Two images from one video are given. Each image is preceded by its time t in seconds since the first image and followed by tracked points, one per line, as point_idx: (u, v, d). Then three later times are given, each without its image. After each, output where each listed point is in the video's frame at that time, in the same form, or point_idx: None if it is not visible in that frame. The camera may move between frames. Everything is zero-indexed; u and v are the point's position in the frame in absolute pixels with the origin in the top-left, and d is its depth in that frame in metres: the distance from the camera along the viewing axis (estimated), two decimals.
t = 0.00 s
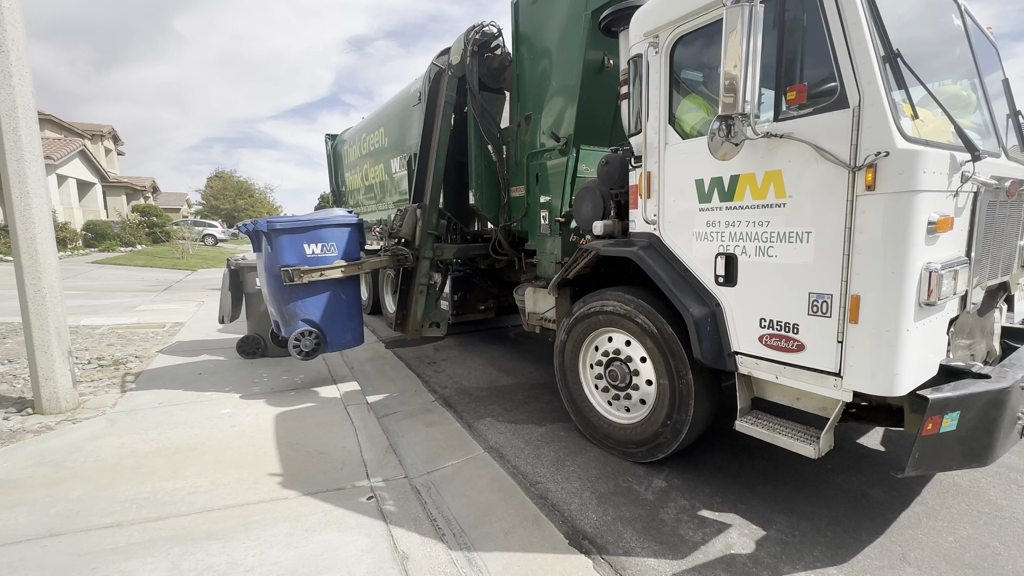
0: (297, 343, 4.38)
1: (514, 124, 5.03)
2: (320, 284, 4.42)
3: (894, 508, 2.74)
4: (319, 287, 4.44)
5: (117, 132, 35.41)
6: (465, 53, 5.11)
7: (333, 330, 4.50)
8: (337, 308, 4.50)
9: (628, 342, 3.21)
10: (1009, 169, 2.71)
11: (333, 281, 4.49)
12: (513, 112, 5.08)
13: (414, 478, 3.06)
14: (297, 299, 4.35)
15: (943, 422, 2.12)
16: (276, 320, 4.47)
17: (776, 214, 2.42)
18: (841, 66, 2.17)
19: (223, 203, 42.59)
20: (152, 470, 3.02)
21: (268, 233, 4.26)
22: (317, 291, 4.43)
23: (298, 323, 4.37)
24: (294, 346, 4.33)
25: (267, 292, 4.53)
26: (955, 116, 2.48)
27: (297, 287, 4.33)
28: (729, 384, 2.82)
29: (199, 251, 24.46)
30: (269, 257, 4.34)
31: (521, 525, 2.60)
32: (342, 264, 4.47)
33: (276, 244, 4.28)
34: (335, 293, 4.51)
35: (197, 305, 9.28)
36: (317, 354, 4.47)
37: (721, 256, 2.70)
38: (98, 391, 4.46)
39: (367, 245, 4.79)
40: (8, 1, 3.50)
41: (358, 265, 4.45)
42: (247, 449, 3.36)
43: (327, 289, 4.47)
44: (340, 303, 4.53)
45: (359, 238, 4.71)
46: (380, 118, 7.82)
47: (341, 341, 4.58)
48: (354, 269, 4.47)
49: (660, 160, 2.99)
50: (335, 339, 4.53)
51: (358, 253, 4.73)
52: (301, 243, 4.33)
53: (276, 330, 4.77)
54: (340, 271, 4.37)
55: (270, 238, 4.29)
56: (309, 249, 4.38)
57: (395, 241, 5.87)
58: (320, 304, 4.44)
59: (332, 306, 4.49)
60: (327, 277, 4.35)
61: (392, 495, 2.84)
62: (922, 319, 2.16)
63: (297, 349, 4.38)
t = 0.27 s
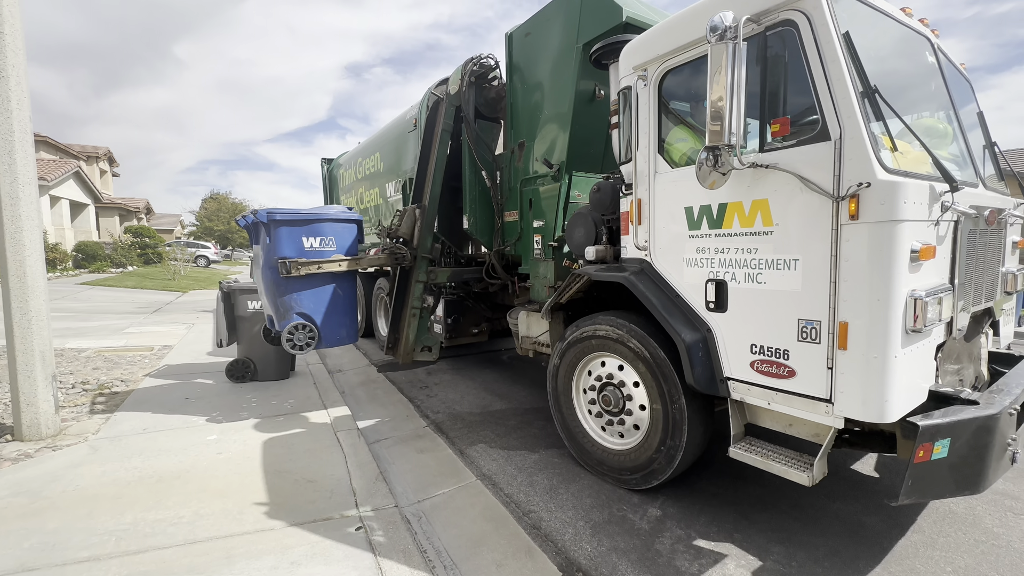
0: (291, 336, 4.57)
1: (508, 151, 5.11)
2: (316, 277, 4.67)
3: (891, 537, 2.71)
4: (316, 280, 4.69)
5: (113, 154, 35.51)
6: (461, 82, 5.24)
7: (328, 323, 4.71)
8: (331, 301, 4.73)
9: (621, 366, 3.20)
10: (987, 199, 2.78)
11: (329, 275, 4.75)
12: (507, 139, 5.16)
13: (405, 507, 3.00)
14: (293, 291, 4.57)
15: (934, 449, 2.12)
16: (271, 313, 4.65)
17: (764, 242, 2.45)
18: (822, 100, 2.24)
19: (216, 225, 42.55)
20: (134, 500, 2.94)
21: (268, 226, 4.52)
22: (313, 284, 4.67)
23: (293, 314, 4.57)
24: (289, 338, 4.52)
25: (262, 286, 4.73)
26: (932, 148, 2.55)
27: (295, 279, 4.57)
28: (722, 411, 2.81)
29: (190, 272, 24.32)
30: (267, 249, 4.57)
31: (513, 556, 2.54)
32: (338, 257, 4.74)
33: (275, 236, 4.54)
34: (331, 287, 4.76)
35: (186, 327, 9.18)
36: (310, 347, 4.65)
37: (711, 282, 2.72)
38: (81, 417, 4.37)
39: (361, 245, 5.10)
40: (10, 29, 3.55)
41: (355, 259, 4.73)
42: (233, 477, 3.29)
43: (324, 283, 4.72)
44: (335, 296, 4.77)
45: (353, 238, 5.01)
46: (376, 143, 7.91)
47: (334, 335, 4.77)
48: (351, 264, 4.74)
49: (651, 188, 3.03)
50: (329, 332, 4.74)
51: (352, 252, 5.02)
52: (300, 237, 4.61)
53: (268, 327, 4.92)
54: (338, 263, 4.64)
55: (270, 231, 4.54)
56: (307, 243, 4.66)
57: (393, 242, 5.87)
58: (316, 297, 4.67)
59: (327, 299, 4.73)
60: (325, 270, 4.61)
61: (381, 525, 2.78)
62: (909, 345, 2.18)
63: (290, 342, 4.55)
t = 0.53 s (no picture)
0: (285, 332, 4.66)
1: (500, 179, 5.17)
2: (312, 274, 4.78)
3: (888, 570, 2.68)
4: (312, 277, 4.79)
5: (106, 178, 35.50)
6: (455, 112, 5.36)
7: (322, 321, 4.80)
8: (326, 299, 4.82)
9: (613, 394, 3.18)
10: (966, 229, 2.85)
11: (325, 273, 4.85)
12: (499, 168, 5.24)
13: (393, 542, 2.92)
14: (290, 287, 4.68)
15: (926, 477, 2.12)
16: (268, 310, 4.77)
17: (751, 270, 2.48)
18: (802, 134, 2.31)
19: (207, 249, 42.36)
20: (110, 537, 2.84)
21: (267, 222, 4.64)
22: (309, 281, 4.77)
23: (288, 311, 4.68)
24: (283, 334, 4.62)
25: (260, 282, 4.86)
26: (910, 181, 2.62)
27: (291, 275, 4.67)
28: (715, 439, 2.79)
29: (179, 297, 24.07)
30: (265, 244, 4.69)
31: None
32: (334, 255, 4.85)
33: (274, 232, 4.67)
34: (326, 285, 4.86)
35: (173, 353, 9.04)
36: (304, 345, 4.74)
37: (701, 309, 2.74)
38: (59, 448, 4.25)
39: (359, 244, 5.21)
40: (9, 58, 3.58)
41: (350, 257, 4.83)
42: (216, 511, 3.19)
43: (320, 280, 4.82)
44: (330, 294, 4.87)
45: (351, 236, 5.13)
46: (370, 170, 7.98)
47: (328, 333, 4.86)
48: (346, 263, 4.83)
49: (640, 216, 3.07)
50: (323, 329, 4.82)
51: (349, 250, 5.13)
52: (298, 234, 4.73)
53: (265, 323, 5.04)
54: (333, 261, 4.74)
55: (269, 227, 4.67)
56: (305, 240, 4.78)
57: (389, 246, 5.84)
58: (311, 294, 4.77)
59: (322, 296, 4.82)
60: (321, 267, 4.72)
61: (368, 561, 2.71)
62: (896, 372, 2.20)
63: (284, 338, 4.65)
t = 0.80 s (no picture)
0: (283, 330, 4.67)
1: (493, 207, 5.22)
2: (311, 272, 4.79)
3: None
4: (310, 275, 4.80)
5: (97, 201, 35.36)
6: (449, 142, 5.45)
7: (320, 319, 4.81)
8: (324, 298, 4.84)
9: (605, 425, 3.15)
10: (947, 261, 2.91)
11: (324, 272, 4.87)
12: (492, 197, 5.30)
13: None
14: (288, 285, 4.69)
15: (919, 513, 2.10)
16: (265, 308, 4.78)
17: (740, 302, 2.50)
18: (786, 171, 2.36)
19: (197, 273, 42.06)
20: None
21: (267, 220, 4.66)
22: (307, 279, 4.78)
23: (285, 309, 4.69)
24: (279, 333, 4.62)
25: (258, 280, 4.87)
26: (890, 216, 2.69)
27: (289, 273, 4.68)
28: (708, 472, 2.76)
29: (167, 321, 23.75)
30: (265, 242, 4.71)
31: None
32: (333, 254, 4.87)
33: (273, 230, 4.68)
34: (325, 284, 4.87)
35: (158, 379, 8.87)
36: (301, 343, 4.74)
37: (691, 341, 2.75)
38: (35, 481, 4.11)
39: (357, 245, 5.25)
40: (6, 86, 3.60)
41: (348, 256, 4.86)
42: (196, 548, 3.09)
43: (318, 279, 4.84)
44: (329, 292, 4.89)
45: (350, 237, 5.16)
46: (364, 196, 8.04)
47: (325, 333, 4.86)
48: (345, 263, 4.86)
49: (630, 247, 3.11)
50: (320, 328, 4.83)
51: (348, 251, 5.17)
52: (297, 232, 4.76)
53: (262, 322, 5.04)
54: (332, 259, 4.76)
55: (268, 225, 4.68)
56: (304, 238, 4.80)
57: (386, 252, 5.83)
58: (309, 293, 4.78)
59: (320, 295, 4.84)
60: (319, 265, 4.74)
61: None
62: (886, 406, 2.20)
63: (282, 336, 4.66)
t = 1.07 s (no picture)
0: (281, 323, 4.93)
1: (485, 233, 5.26)
2: (309, 268, 5.07)
3: None
4: (309, 271, 5.08)
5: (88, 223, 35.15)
6: (442, 169, 5.52)
7: (316, 313, 5.06)
8: (321, 294, 5.11)
9: (597, 453, 3.12)
10: (931, 289, 2.97)
11: (321, 268, 5.15)
12: (484, 223, 5.34)
13: None
14: (286, 280, 4.96)
15: (912, 544, 2.09)
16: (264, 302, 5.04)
17: (729, 329, 2.52)
18: (770, 201, 2.41)
19: (187, 295, 41.64)
20: None
21: (269, 215, 4.94)
22: (305, 275, 5.06)
23: (284, 302, 4.96)
24: (278, 325, 4.89)
25: (258, 275, 5.13)
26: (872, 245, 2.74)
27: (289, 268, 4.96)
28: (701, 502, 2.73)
29: (154, 344, 23.40)
30: (265, 237, 4.98)
31: None
32: (331, 251, 5.14)
33: (274, 226, 4.97)
34: (322, 280, 5.15)
35: (142, 405, 8.69)
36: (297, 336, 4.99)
37: (681, 368, 2.75)
38: (9, 513, 3.98)
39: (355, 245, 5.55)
40: None
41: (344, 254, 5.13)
42: None
43: (316, 275, 5.11)
44: (326, 288, 5.17)
45: (347, 237, 5.46)
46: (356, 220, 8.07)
47: (321, 327, 5.11)
48: (342, 260, 5.12)
49: (620, 274, 3.13)
50: (316, 323, 5.08)
51: (345, 250, 5.47)
52: (298, 229, 5.04)
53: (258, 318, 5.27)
54: (330, 256, 5.03)
55: (269, 220, 4.97)
56: (304, 235, 5.09)
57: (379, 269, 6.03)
58: (307, 288, 5.05)
59: (317, 290, 5.11)
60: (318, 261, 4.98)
61: None
62: (875, 434, 2.21)
63: (279, 329, 4.92)
